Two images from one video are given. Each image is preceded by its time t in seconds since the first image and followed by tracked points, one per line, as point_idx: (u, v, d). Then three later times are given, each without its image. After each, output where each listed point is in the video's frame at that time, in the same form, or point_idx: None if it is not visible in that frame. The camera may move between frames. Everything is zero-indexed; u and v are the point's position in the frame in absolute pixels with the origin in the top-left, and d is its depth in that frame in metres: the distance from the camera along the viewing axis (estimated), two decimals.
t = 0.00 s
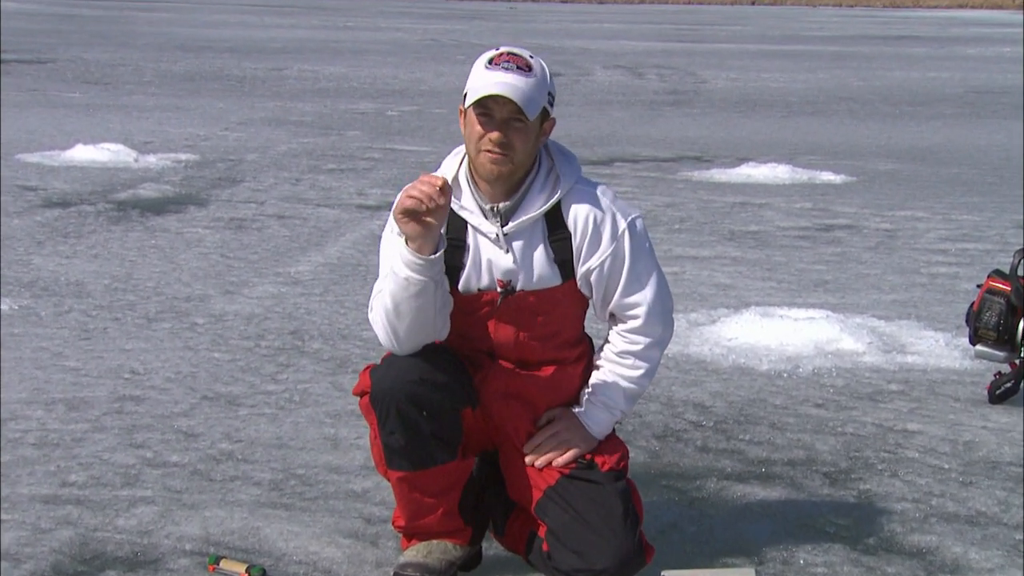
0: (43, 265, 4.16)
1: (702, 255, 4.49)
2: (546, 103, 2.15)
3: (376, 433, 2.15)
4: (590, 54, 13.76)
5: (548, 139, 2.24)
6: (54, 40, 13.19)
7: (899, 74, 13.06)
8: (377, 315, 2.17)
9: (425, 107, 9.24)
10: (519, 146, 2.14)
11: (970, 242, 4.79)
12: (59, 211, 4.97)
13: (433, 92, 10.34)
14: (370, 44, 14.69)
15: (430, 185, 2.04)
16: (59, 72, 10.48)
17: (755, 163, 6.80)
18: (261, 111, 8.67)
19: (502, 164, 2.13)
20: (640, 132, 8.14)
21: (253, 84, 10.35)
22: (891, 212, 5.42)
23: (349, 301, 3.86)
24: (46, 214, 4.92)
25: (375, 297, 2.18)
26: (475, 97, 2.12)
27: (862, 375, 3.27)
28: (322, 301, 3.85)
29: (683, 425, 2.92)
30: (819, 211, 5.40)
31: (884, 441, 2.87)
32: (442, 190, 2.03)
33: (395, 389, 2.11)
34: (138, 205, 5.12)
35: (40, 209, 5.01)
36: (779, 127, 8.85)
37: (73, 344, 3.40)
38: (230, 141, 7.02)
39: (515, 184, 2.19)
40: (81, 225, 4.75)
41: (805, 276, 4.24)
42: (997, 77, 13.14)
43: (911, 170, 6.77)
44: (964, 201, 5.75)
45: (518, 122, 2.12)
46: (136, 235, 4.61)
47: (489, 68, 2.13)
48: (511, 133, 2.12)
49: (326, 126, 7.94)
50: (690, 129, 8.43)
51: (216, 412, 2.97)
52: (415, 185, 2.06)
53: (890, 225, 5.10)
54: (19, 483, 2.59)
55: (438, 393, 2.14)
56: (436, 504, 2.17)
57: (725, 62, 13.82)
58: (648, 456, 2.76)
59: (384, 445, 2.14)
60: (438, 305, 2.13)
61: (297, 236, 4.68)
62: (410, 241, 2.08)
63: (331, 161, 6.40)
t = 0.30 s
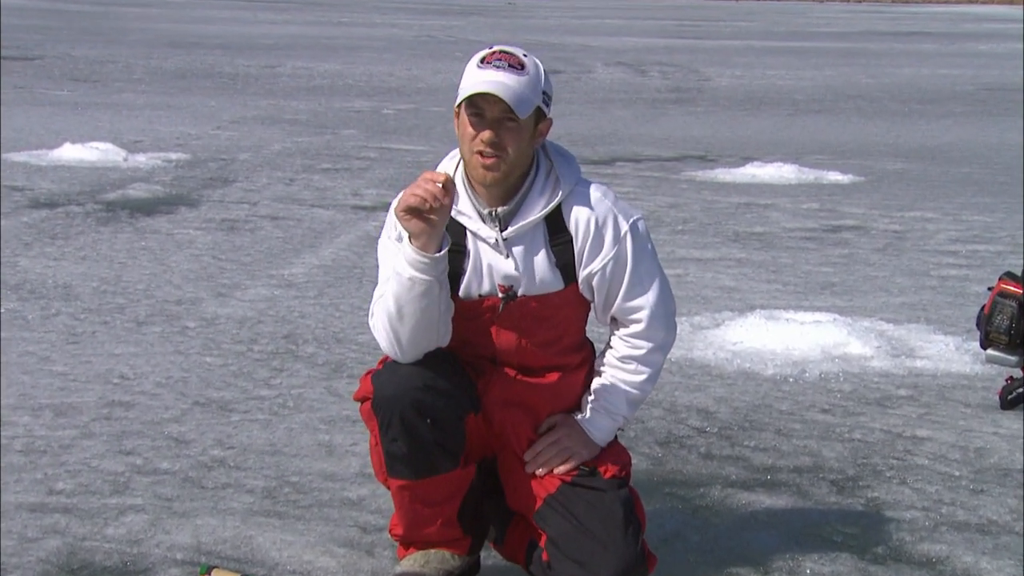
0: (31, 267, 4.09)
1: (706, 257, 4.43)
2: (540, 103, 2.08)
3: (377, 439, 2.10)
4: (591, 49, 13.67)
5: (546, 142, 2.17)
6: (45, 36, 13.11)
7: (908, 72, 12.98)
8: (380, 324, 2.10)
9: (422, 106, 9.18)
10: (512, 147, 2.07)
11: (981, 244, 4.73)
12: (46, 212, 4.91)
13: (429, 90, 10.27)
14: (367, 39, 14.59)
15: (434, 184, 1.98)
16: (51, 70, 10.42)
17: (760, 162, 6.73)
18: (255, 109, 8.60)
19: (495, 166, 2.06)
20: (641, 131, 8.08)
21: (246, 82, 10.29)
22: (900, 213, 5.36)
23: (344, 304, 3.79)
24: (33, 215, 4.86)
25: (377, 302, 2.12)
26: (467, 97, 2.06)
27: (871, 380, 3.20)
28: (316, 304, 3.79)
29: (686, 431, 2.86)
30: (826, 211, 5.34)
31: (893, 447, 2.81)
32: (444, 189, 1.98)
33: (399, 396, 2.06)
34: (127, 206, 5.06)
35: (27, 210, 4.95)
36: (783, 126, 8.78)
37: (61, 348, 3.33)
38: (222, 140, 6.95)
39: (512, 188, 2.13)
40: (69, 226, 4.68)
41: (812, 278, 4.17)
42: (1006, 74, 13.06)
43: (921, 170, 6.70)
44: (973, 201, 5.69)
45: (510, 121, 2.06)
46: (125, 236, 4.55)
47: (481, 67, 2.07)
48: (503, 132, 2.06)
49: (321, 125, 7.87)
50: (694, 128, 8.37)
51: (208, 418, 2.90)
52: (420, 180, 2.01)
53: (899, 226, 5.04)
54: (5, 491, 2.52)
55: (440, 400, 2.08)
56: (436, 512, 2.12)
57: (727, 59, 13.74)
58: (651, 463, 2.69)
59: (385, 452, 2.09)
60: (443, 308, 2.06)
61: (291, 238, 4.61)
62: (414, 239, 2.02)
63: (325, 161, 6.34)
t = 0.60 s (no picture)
0: (19, 269, 4.03)
1: (709, 259, 4.37)
2: (532, 100, 2.02)
3: (377, 444, 2.04)
4: (590, 45, 13.60)
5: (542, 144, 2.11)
6: (37, 33, 13.04)
7: (919, 69, 12.92)
8: (380, 331, 2.04)
9: (419, 104, 9.12)
10: (506, 147, 2.00)
11: (991, 245, 4.68)
12: (35, 213, 4.85)
13: (425, 87, 10.21)
14: (365, 35, 14.51)
15: (434, 178, 1.93)
16: (41, 67, 10.37)
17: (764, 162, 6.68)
18: (248, 107, 8.54)
19: (491, 168, 2.00)
20: (642, 130, 8.02)
21: (238, 79, 10.22)
22: (909, 213, 5.31)
23: (339, 307, 3.73)
24: (20, 216, 4.79)
25: (376, 308, 2.06)
26: (457, 99, 2.01)
27: (878, 385, 3.14)
28: (310, 307, 3.72)
29: (689, 437, 2.79)
30: (832, 212, 5.29)
31: (901, 453, 2.75)
32: (445, 183, 1.93)
33: (401, 400, 2.01)
34: (116, 206, 5.00)
35: (15, 210, 4.88)
36: (788, 124, 8.72)
37: (48, 352, 3.27)
38: (215, 139, 6.89)
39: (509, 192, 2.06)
40: (57, 227, 4.62)
41: (818, 280, 4.12)
42: (1013, 71, 13.00)
43: (930, 169, 6.65)
44: (983, 202, 5.64)
45: (504, 121, 2.00)
46: (116, 237, 4.49)
47: (468, 68, 2.02)
48: (497, 133, 2.00)
49: (316, 124, 7.81)
50: (697, 127, 8.31)
51: (199, 423, 2.84)
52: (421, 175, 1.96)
53: (907, 227, 4.98)
54: None
55: (442, 405, 2.03)
56: (435, 519, 2.05)
57: (729, 55, 13.68)
58: (653, 469, 2.63)
59: (385, 457, 2.03)
60: (444, 309, 2.00)
61: (284, 239, 4.55)
62: (415, 234, 1.97)
63: (320, 160, 6.28)
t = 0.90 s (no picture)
0: (7, 271, 3.97)
1: (713, 261, 4.31)
2: (533, 100, 1.96)
3: (372, 450, 1.98)
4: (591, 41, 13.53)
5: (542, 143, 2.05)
6: (30, 28, 12.96)
7: (929, 65, 12.85)
8: (376, 333, 1.98)
9: (416, 101, 9.06)
10: (507, 148, 1.95)
11: (1001, 246, 4.63)
12: (22, 213, 4.79)
13: (422, 84, 10.15)
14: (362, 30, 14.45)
15: (434, 177, 1.87)
16: (29, 63, 10.30)
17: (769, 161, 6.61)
18: (241, 104, 8.48)
19: (491, 170, 1.94)
20: (643, 128, 7.95)
21: (230, 76, 10.16)
22: (918, 213, 5.25)
23: (334, 310, 3.67)
24: (7, 215, 4.73)
25: (374, 310, 2.00)
26: (456, 99, 1.95)
27: (886, 390, 3.08)
28: (304, 309, 3.66)
29: (692, 443, 2.73)
30: (840, 212, 5.23)
31: (909, 460, 2.69)
32: (446, 182, 1.87)
33: (396, 404, 1.95)
34: (103, 206, 4.93)
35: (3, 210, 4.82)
36: (794, 122, 8.66)
37: (35, 355, 3.21)
38: (206, 138, 6.83)
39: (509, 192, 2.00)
40: (43, 228, 4.56)
41: (824, 282, 4.05)
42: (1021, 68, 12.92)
43: (939, 168, 6.59)
44: (994, 202, 5.58)
45: (504, 122, 1.94)
46: (105, 238, 4.43)
47: (467, 68, 1.96)
48: (497, 134, 1.94)
49: (311, 122, 7.75)
50: (701, 125, 8.25)
51: (190, 429, 2.78)
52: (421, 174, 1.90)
53: (916, 228, 4.92)
54: None
55: (439, 410, 1.97)
56: (432, 527, 1.99)
57: (732, 51, 13.61)
58: (656, 476, 2.57)
59: (380, 463, 1.97)
60: (442, 312, 1.94)
61: (276, 240, 4.50)
62: (414, 235, 1.91)
63: (314, 159, 6.22)
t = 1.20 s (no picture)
0: None
1: (715, 262, 4.25)
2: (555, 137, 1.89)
3: (357, 454, 1.91)
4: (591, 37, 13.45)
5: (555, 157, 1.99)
6: (22, 24, 12.88)
7: (938, 62, 12.78)
8: (359, 320, 1.92)
9: (414, 99, 8.99)
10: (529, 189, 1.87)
11: (1011, 247, 4.57)
12: (9, 213, 4.73)
13: (419, 81, 10.08)
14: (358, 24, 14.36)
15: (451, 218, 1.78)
16: (16, 60, 10.22)
17: (772, 160, 6.55)
18: (233, 102, 8.41)
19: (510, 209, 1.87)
20: (644, 126, 7.89)
21: (222, 73, 10.09)
22: (927, 213, 5.19)
23: (329, 312, 3.61)
24: None
25: (360, 298, 1.94)
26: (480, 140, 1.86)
27: (894, 394, 3.02)
28: (299, 311, 3.60)
29: (695, 448, 2.67)
30: (846, 212, 5.17)
31: (918, 466, 2.63)
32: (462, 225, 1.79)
33: (378, 404, 1.87)
34: (88, 206, 4.87)
35: None
36: (799, 120, 8.60)
37: (23, 359, 3.15)
38: (197, 136, 6.76)
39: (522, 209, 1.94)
40: (32, 228, 4.50)
41: (830, 284, 3.99)
42: None
43: (945, 168, 6.52)
44: (1003, 201, 5.52)
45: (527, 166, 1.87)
46: (94, 239, 4.36)
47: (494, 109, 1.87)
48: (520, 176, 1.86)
49: (305, 120, 7.69)
50: (705, 123, 8.18)
51: (180, 434, 2.72)
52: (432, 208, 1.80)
53: (924, 228, 4.86)
54: None
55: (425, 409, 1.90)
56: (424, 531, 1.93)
57: (735, 48, 13.53)
58: (658, 482, 2.51)
59: (367, 467, 1.90)
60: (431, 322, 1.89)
61: (269, 240, 4.43)
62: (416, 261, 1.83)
63: (309, 158, 6.16)
